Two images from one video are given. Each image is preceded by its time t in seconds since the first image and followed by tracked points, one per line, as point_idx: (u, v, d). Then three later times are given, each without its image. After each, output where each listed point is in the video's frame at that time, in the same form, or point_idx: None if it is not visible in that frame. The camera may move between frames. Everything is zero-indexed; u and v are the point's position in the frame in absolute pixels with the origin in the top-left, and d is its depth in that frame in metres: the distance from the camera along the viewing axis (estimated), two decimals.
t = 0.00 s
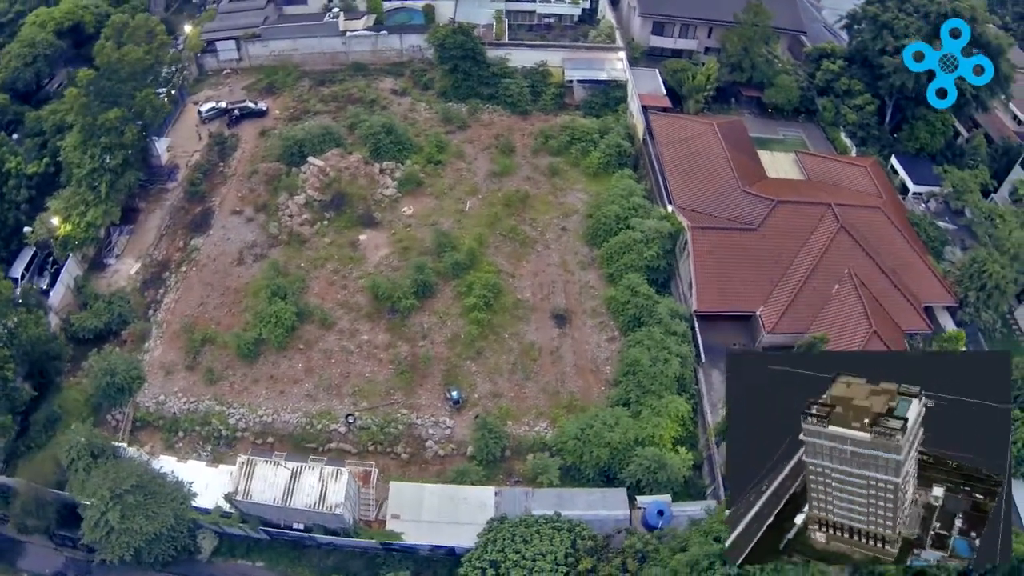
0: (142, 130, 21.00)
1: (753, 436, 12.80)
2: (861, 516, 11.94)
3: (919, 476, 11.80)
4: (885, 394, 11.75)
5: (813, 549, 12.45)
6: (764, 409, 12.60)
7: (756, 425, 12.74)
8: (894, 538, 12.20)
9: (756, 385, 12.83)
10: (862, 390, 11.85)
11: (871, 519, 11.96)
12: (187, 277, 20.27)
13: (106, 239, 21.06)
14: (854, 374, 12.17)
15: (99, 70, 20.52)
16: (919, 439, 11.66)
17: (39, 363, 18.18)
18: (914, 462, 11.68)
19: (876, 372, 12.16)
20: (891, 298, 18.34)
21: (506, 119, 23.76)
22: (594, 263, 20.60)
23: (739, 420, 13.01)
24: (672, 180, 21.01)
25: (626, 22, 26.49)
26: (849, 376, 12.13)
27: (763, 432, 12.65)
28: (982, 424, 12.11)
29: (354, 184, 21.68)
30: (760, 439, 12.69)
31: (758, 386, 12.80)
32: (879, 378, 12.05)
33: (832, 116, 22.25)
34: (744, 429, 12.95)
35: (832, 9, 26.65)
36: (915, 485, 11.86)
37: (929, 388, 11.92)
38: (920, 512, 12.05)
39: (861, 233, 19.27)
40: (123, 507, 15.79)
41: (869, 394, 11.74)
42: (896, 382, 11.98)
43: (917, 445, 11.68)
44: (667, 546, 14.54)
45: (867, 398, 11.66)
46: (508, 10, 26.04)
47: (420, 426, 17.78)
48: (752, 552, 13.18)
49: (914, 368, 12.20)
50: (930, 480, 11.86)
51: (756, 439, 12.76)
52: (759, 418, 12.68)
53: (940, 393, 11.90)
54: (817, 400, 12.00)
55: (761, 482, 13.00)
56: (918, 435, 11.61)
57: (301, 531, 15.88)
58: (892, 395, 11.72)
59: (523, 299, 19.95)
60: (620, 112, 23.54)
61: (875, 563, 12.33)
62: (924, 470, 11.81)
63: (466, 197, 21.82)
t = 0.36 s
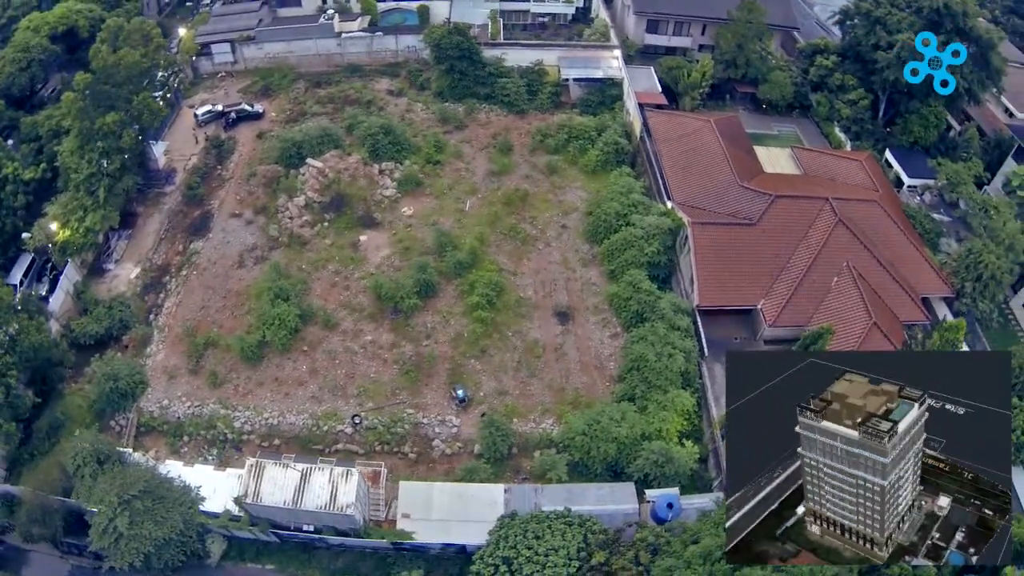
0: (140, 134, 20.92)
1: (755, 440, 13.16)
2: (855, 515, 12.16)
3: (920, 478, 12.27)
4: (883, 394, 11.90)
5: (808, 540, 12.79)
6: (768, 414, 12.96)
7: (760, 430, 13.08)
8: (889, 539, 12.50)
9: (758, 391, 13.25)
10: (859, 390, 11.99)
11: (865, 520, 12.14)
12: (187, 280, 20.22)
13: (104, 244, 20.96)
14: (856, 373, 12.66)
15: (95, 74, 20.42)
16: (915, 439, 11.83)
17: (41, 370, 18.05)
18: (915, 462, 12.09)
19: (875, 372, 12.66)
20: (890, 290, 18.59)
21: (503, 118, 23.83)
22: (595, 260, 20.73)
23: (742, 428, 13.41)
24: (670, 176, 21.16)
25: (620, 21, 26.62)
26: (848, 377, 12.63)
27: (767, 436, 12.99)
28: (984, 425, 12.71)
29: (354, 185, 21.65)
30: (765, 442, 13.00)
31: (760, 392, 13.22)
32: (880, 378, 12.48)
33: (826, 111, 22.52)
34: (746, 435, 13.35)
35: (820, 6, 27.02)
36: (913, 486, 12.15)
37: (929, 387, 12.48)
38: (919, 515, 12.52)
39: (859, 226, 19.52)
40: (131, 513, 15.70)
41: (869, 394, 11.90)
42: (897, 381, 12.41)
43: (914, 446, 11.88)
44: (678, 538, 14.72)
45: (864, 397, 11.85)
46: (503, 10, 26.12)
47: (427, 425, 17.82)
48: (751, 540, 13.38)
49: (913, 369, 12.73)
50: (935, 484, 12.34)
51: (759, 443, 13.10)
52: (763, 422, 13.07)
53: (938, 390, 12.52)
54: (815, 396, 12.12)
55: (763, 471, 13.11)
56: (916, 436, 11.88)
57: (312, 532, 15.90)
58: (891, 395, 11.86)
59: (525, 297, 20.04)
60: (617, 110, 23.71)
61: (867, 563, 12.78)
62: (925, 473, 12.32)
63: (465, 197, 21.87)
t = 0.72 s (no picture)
0: (137, 139, 20.84)
1: (761, 439, 13.05)
2: (846, 510, 12.16)
3: (923, 482, 12.17)
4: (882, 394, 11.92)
5: (801, 529, 12.74)
6: (776, 413, 12.86)
7: (765, 428, 12.98)
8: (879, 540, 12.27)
9: (762, 389, 13.12)
10: (859, 387, 11.95)
11: (853, 516, 12.15)
12: (188, 285, 20.14)
13: (102, 250, 20.84)
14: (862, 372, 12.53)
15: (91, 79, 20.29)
16: (914, 443, 11.91)
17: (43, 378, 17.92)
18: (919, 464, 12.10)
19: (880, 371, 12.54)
20: (888, 282, 18.86)
21: (499, 118, 23.91)
22: (596, 257, 20.87)
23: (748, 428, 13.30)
24: (668, 174, 21.30)
25: (613, 20, 26.70)
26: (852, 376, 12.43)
27: (773, 435, 12.89)
28: (994, 433, 12.78)
29: (354, 186, 21.57)
30: (771, 441, 12.90)
31: (764, 390, 13.09)
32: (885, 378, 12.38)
33: (819, 106, 22.82)
34: (752, 437, 13.22)
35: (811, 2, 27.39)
36: (912, 488, 12.02)
37: (935, 389, 12.44)
38: (915, 525, 12.36)
39: (856, 219, 19.79)
40: (141, 520, 15.60)
41: (866, 394, 11.86)
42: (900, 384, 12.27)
43: (915, 449, 11.94)
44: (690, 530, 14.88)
45: (862, 396, 11.83)
46: (497, 11, 26.21)
47: (434, 425, 17.86)
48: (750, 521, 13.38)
49: (921, 369, 12.64)
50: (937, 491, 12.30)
51: (764, 442, 13.01)
52: (768, 419, 12.96)
53: (948, 391, 12.55)
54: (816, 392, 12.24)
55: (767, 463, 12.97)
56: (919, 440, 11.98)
57: (323, 534, 15.87)
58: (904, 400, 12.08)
59: (528, 296, 20.13)
60: (612, 108, 23.88)
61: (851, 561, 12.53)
62: (931, 481, 12.23)
63: (464, 197, 21.92)
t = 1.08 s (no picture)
0: (135, 144, 20.74)
1: (758, 435, 13.03)
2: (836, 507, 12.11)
3: (920, 487, 12.04)
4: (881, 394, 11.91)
5: (798, 519, 12.57)
6: (774, 409, 12.89)
7: (763, 424, 13.04)
8: (868, 540, 12.16)
9: (762, 388, 13.27)
10: (857, 386, 12.00)
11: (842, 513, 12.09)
12: (190, 290, 20.06)
13: (102, 256, 20.70)
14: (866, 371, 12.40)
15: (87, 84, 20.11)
16: (911, 446, 11.83)
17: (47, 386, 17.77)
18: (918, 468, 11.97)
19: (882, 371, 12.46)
20: (887, 274, 19.13)
21: (497, 118, 24.00)
22: (597, 255, 21.01)
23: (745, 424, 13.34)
24: (668, 170, 21.43)
25: (607, 19, 26.89)
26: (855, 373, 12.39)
27: (772, 431, 12.85)
28: (985, 433, 12.78)
29: (354, 188, 21.57)
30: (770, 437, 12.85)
31: (766, 387, 13.18)
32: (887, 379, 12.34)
33: (814, 102, 23.12)
34: (751, 432, 13.21)
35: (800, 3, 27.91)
36: (906, 492, 11.91)
37: (935, 395, 12.44)
38: (908, 530, 12.30)
39: (853, 212, 20.04)
40: (151, 527, 15.32)
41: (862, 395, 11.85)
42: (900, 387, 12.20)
43: (912, 451, 11.83)
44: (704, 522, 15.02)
45: (859, 396, 11.84)
46: (491, 11, 26.29)
47: (443, 424, 17.89)
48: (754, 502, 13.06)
49: (921, 374, 12.63)
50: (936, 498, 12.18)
51: (762, 438, 12.99)
52: (767, 415, 13.06)
53: (938, 389, 12.64)
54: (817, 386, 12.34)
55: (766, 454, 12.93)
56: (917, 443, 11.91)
57: (336, 536, 15.77)
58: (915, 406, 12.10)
59: (531, 294, 20.22)
60: (609, 107, 24.07)
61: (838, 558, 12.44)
62: (931, 488, 12.11)
63: (465, 197, 21.99)
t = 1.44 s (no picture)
0: (130, 149, 20.59)
1: (762, 433, 12.16)
2: (824, 503, 11.53)
3: (914, 491, 11.45)
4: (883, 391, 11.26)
5: (799, 509, 11.76)
6: (782, 406, 12.00)
7: (768, 421, 12.17)
8: (856, 543, 11.52)
9: (764, 382, 12.48)
10: (857, 385, 11.38)
11: (829, 510, 11.52)
12: (190, 295, 19.95)
13: (100, 263, 20.53)
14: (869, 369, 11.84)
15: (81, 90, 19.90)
16: (908, 450, 11.27)
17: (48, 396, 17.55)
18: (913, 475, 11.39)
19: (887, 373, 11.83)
20: (883, 263, 19.39)
21: (491, 118, 24.07)
22: (597, 251, 21.15)
23: (749, 423, 12.36)
24: (664, 165, 21.62)
25: (599, 17, 27.06)
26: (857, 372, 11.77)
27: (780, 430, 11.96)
28: (990, 438, 12.16)
29: (353, 190, 21.54)
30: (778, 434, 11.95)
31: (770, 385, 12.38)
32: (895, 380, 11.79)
33: (804, 96, 23.46)
34: (754, 431, 12.26)
35: None
36: (899, 498, 11.35)
37: (944, 402, 11.88)
38: (902, 540, 11.63)
39: (848, 204, 20.31)
40: (162, 535, 15.18)
41: (858, 394, 11.27)
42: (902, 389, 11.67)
43: (908, 456, 11.28)
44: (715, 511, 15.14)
45: (854, 395, 11.25)
46: (483, 11, 26.33)
47: (450, 424, 17.92)
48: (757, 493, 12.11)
49: (932, 379, 12.04)
50: (932, 509, 11.62)
51: (768, 435, 12.08)
52: (770, 412, 12.19)
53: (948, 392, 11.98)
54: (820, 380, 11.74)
55: (769, 451, 12.04)
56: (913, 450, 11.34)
57: (349, 538, 15.72)
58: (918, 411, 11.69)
59: (533, 292, 20.31)
60: (603, 105, 24.25)
61: (830, 559, 11.71)
62: (928, 497, 11.54)
63: (463, 196, 22.04)
